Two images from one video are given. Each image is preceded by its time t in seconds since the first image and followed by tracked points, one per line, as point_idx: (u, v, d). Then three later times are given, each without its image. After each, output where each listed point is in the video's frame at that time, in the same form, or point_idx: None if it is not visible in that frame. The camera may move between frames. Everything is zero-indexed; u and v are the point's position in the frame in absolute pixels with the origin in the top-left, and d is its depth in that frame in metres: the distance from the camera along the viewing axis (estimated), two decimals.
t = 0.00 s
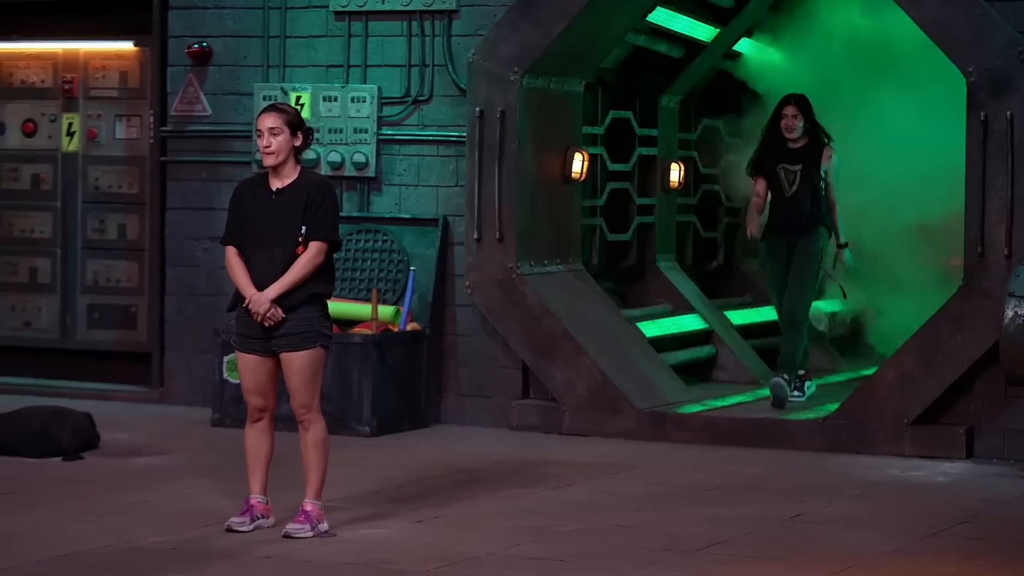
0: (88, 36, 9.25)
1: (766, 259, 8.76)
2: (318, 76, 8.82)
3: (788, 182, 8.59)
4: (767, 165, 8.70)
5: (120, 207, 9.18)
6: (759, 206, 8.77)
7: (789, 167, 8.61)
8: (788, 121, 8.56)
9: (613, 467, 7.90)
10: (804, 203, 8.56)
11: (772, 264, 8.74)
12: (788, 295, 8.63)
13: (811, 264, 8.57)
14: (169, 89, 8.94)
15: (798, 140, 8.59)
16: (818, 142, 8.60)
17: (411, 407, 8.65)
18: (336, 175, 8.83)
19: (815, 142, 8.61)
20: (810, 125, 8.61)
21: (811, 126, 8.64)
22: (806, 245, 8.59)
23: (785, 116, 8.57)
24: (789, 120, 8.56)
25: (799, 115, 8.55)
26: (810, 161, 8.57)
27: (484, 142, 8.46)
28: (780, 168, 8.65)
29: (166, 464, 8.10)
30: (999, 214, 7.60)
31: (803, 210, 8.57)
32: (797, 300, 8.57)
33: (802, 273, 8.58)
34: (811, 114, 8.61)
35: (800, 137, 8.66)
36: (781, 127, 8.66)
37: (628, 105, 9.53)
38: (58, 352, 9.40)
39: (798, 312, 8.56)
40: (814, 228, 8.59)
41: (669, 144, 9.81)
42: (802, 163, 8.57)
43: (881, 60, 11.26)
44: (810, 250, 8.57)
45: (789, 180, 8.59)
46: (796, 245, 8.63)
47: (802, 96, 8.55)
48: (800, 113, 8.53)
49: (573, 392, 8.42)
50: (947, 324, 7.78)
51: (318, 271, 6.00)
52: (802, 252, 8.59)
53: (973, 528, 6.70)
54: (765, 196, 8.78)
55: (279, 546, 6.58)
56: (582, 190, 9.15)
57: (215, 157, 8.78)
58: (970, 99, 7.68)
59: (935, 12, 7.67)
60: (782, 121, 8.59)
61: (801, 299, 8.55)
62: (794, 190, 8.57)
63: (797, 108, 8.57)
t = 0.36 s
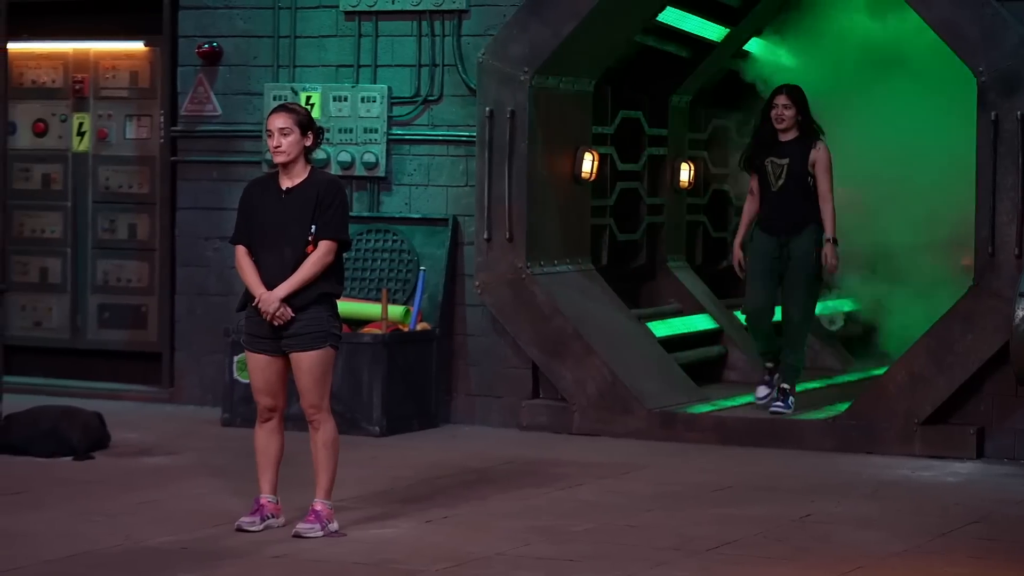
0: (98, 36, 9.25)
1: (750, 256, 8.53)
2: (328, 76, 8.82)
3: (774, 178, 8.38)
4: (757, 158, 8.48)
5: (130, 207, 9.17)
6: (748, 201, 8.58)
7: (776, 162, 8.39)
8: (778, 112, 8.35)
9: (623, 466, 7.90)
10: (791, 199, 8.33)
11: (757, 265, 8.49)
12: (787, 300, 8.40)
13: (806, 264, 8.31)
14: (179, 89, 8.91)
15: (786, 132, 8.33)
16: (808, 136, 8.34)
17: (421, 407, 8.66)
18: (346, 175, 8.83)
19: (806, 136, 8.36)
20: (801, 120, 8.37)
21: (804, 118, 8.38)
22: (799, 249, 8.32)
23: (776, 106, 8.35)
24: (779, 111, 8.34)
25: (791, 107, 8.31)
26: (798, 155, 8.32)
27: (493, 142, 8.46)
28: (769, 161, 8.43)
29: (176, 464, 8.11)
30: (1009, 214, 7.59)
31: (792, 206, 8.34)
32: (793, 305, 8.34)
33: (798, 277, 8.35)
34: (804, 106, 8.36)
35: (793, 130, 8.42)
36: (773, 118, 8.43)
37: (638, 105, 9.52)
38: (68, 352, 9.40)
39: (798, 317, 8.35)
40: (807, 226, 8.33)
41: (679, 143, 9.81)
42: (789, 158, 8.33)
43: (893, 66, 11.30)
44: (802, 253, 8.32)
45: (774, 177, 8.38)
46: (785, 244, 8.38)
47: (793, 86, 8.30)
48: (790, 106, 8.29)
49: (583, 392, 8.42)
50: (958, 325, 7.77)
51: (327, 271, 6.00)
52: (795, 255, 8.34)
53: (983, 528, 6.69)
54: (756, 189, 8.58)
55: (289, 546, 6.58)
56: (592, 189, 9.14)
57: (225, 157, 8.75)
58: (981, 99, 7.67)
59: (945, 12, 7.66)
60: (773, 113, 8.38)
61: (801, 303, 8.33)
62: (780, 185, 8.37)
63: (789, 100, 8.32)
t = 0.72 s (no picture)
0: (110, 36, 9.26)
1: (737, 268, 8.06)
2: (340, 76, 8.81)
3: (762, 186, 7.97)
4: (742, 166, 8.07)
5: (142, 207, 9.17)
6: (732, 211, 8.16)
7: (763, 168, 8.00)
8: (764, 118, 7.97)
9: (635, 466, 7.90)
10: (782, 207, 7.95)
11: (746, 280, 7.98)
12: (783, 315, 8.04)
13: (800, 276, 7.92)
14: (191, 88, 8.91)
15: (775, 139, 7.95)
16: (796, 142, 7.96)
17: (433, 407, 8.66)
18: (358, 175, 8.83)
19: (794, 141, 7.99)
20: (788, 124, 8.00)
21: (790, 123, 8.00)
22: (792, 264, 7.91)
23: (762, 113, 7.97)
24: (765, 118, 7.97)
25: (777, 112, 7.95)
26: (786, 164, 7.94)
27: (505, 142, 8.47)
28: (754, 168, 8.04)
29: (188, 463, 8.11)
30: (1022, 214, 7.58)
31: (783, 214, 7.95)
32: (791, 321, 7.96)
33: (792, 289, 7.99)
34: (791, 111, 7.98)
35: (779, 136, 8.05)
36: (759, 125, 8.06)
37: (649, 105, 9.52)
38: (80, 352, 9.40)
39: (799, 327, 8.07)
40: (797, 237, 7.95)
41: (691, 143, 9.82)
42: (777, 165, 7.94)
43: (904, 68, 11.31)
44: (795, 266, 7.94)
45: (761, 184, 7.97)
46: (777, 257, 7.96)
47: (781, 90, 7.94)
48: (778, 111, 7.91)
49: (595, 391, 8.42)
50: (970, 324, 7.76)
51: (339, 271, 6.01)
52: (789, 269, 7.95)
53: (995, 528, 6.69)
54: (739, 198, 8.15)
55: (301, 545, 6.58)
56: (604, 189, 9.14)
57: (237, 157, 8.75)
58: (993, 99, 7.66)
59: (957, 12, 7.66)
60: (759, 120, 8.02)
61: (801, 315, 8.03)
62: (768, 193, 7.96)
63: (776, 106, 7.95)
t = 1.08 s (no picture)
0: (134, 36, 9.26)
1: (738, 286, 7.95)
2: (362, 76, 8.82)
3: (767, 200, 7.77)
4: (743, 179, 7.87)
5: (165, 207, 9.17)
6: (731, 226, 7.92)
7: (764, 181, 7.79)
8: (761, 130, 7.83)
9: (656, 466, 7.90)
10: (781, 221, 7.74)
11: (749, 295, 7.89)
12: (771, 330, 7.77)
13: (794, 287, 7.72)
14: (214, 88, 8.91)
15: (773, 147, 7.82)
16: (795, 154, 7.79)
17: (454, 407, 8.67)
18: (380, 175, 8.83)
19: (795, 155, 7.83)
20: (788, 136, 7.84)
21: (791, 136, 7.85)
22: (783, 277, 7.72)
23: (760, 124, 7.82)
24: (761, 129, 7.82)
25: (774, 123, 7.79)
26: (788, 174, 7.76)
27: (527, 141, 8.47)
28: (755, 182, 7.84)
29: (211, 463, 8.12)
30: None
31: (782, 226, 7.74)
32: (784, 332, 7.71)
33: (783, 305, 7.73)
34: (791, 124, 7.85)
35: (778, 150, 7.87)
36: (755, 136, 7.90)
37: (671, 105, 9.51)
38: (103, 352, 9.41)
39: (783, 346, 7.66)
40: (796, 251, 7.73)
41: (713, 143, 9.80)
42: (779, 176, 7.75)
43: (926, 68, 11.40)
44: (789, 278, 7.72)
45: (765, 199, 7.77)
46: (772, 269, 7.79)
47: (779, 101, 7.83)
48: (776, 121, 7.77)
49: (617, 392, 8.42)
50: (993, 325, 7.74)
51: (361, 271, 6.01)
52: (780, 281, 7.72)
53: (1018, 528, 6.68)
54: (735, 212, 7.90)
55: (323, 545, 6.59)
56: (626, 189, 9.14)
57: (259, 157, 8.75)
58: (1017, 99, 7.64)
59: (980, 12, 7.63)
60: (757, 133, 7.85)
61: (784, 327, 7.68)
62: (771, 207, 7.76)
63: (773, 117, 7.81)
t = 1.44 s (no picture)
0: (171, 36, 9.27)
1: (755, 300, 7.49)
2: (398, 75, 8.82)
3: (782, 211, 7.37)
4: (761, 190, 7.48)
5: (202, 206, 9.19)
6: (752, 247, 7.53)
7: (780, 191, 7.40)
8: (784, 138, 7.42)
9: (692, 466, 7.90)
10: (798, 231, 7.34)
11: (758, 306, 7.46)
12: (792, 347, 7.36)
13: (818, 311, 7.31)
14: (251, 88, 8.92)
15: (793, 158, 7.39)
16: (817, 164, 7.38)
17: (491, 407, 8.67)
18: (416, 175, 8.85)
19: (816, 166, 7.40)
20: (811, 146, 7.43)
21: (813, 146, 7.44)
22: (808, 295, 7.30)
23: (781, 132, 7.42)
24: (784, 137, 7.42)
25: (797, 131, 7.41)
26: (806, 186, 7.34)
27: (564, 141, 8.47)
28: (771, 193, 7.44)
29: (248, 462, 8.14)
30: None
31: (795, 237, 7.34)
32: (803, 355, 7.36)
33: (804, 322, 7.32)
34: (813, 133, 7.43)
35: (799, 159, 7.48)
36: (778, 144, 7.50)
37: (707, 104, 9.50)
38: (140, 351, 9.44)
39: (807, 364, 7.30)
40: (817, 265, 7.33)
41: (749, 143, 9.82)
42: (796, 187, 7.35)
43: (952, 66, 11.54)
44: (812, 293, 7.30)
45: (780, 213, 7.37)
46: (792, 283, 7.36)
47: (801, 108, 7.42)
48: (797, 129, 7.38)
49: (653, 391, 8.42)
50: None
51: (398, 271, 6.02)
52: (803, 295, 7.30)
53: None
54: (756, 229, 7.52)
55: (361, 544, 6.60)
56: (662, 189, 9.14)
57: (296, 156, 8.76)
58: None
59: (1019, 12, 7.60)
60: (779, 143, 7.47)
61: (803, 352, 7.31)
62: (785, 219, 7.36)
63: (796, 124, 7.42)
